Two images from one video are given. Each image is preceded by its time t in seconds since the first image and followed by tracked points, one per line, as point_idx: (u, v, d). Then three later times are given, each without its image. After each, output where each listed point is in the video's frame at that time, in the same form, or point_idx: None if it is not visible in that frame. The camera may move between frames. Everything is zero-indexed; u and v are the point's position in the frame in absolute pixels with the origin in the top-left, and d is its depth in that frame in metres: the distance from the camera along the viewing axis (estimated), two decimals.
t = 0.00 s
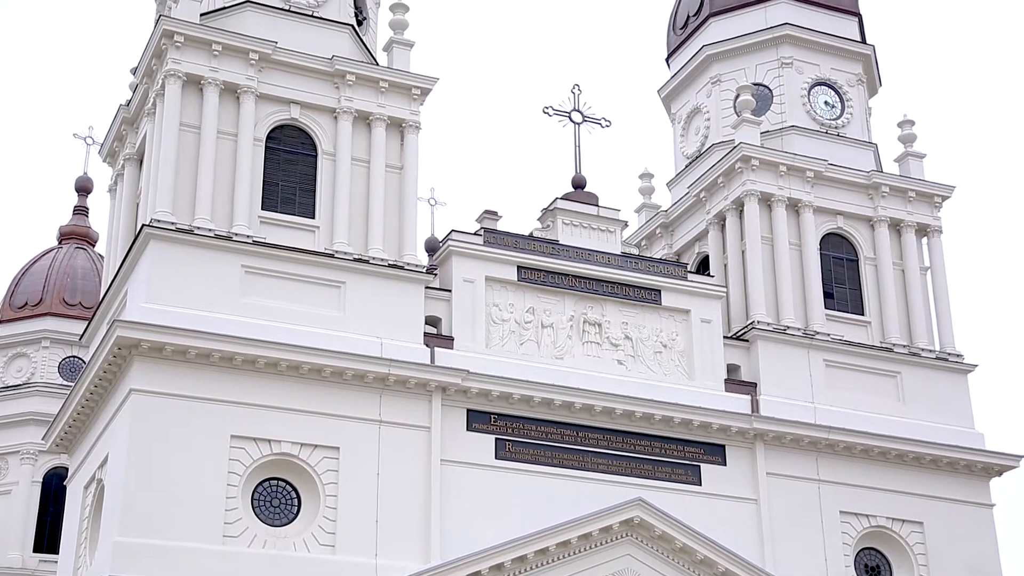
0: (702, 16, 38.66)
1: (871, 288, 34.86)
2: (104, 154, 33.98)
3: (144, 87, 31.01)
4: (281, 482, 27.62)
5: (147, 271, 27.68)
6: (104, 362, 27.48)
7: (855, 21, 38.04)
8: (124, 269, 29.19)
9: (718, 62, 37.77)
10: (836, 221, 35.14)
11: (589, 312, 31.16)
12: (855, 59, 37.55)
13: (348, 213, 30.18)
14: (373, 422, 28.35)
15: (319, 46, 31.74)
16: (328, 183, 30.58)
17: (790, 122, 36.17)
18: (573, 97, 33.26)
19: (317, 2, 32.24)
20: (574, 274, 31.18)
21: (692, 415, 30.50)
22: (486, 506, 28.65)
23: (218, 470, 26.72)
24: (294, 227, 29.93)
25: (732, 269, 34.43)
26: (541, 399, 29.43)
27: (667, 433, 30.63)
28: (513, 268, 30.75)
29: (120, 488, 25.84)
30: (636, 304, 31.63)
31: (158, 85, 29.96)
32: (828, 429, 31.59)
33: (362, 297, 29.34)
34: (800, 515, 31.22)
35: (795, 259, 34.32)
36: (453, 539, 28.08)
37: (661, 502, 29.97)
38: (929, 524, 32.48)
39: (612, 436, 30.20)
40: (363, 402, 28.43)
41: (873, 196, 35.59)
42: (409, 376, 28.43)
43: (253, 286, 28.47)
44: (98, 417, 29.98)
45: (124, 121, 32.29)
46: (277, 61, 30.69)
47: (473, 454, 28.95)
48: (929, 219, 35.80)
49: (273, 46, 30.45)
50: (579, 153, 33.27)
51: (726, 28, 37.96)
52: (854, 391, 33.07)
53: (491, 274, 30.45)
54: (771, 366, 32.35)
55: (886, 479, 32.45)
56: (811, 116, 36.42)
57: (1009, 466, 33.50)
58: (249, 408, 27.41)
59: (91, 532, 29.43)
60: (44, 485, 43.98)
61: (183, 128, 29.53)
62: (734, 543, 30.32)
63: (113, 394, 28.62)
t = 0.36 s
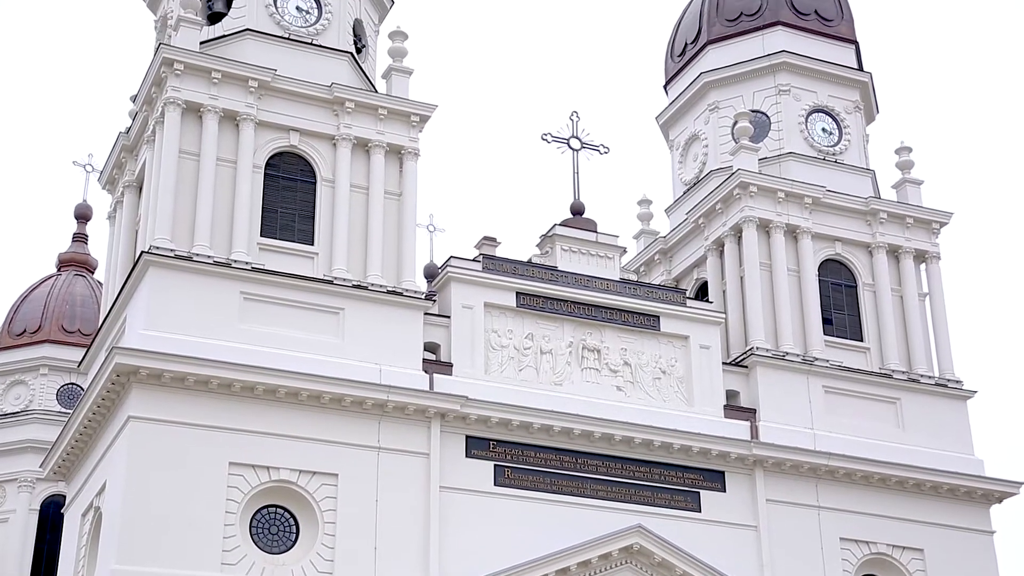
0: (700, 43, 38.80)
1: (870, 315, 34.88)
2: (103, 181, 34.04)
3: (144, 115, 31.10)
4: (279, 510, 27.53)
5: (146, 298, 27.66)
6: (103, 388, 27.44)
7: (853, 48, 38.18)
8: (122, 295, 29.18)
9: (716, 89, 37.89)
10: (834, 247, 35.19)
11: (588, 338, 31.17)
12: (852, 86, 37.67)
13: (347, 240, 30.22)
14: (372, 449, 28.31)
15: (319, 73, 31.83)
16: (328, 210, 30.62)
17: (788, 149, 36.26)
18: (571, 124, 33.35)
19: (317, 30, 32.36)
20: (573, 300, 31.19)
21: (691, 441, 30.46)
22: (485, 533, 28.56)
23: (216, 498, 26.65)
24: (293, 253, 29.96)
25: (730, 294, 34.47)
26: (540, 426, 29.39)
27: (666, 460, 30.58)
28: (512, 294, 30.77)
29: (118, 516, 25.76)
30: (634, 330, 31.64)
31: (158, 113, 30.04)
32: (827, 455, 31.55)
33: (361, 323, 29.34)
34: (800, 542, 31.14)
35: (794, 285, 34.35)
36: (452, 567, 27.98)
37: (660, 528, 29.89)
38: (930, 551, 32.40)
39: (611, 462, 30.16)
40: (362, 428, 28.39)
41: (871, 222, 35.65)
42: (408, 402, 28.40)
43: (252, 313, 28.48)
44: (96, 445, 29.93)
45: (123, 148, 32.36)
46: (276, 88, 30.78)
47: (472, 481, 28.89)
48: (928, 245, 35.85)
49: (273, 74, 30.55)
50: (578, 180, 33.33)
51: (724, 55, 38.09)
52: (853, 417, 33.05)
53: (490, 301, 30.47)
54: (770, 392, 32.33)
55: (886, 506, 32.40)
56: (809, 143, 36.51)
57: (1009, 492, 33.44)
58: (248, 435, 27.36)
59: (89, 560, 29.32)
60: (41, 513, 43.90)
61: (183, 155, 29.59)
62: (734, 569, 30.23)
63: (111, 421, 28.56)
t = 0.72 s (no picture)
0: (699, 67, 38.90)
1: (870, 339, 34.86)
2: (104, 206, 34.09)
3: (145, 139, 31.16)
4: (278, 535, 27.44)
5: (146, 323, 27.65)
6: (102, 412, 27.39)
7: (851, 73, 38.29)
8: (122, 320, 29.18)
9: (715, 113, 37.97)
10: (834, 270, 35.22)
11: (588, 361, 31.16)
12: (851, 111, 37.75)
13: (346, 264, 30.23)
14: (371, 473, 28.25)
15: (319, 97, 31.91)
16: (328, 233, 30.64)
17: (788, 173, 36.31)
18: (571, 148, 33.41)
19: (317, 54, 32.45)
20: (573, 323, 31.19)
21: (692, 465, 30.40)
22: (485, 558, 28.47)
23: (215, 522, 26.58)
24: (293, 277, 29.97)
25: (730, 318, 34.50)
26: (540, 450, 29.34)
27: (667, 484, 30.51)
28: (512, 318, 30.76)
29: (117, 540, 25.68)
30: (635, 354, 31.63)
31: (159, 137, 30.10)
32: (828, 479, 31.49)
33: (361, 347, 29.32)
34: (801, 566, 31.05)
35: (794, 309, 34.35)
36: None
37: (661, 553, 29.82)
38: None
39: (611, 487, 30.10)
40: (362, 453, 28.34)
41: (871, 246, 35.67)
42: (408, 426, 28.35)
43: (253, 337, 28.46)
44: (95, 469, 29.88)
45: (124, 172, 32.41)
46: (276, 112, 30.85)
47: (472, 505, 28.82)
48: (927, 269, 35.86)
49: (273, 98, 30.62)
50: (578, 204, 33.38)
51: (724, 80, 38.18)
52: (854, 441, 33.00)
53: (490, 324, 30.46)
54: (770, 416, 32.30)
55: (887, 531, 32.32)
56: (808, 166, 36.57)
57: (1010, 518, 33.35)
58: (248, 459, 27.30)
59: None
60: (40, 537, 43.84)
61: (183, 179, 29.62)
62: None
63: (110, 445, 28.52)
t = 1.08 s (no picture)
0: (699, 97, 39.01)
1: (870, 367, 34.84)
2: (104, 235, 34.12)
3: (146, 168, 31.21)
4: (277, 564, 27.35)
5: (146, 352, 27.62)
6: (101, 441, 27.34)
7: (850, 102, 38.41)
8: (122, 349, 29.16)
9: (715, 142, 38.06)
10: (833, 299, 35.23)
11: (588, 390, 31.12)
12: (850, 140, 37.85)
13: (346, 292, 30.24)
14: (371, 502, 28.17)
15: (319, 126, 31.99)
16: (328, 262, 30.66)
17: (787, 201, 36.37)
18: (570, 177, 33.48)
19: (317, 84, 32.55)
20: (573, 352, 31.19)
21: (692, 494, 30.34)
22: None
23: (215, 551, 26.49)
24: (293, 305, 29.96)
25: (730, 346, 34.49)
26: (540, 479, 29.27)
27: (667, 513, 30.43)
28: (512, 346, 30.75)
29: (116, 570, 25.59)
30: (635, 382, 31.60)
31: (159, 166, 30.15)
32: (829, 509, 31.42)
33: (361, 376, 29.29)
34: None
35: (794, 337, 34.34)
36: None
37: None
38: None
39: (611, 516, 30.01)
40: (362, 481, 28.26)
41: (871, 275, 35.68)
42: (408, 455, 28.30)
43: (253, 366, 28.44)
44: (93, 498, 29.81)
45: (125, 201, 32.46)
46: (277, 141, 30.92)
47: (472, 535, 28.74)
48: (927, 298, 35.88)
49: (274, 127, 30.71)
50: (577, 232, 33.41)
51: (723, 109, 38.29)
52: (855, 470, 32.93)
53: (490, 353, 30.44)
54: (771, 445, 32.25)
55: (889, 561, 32.22)
56: (808, 195, 36.63)
57: (1012, 548, 33.26)
58: (247, 488, 27.23)
59: None
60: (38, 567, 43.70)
61: (184, 208, 29.66)
62: None
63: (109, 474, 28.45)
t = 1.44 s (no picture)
0: (698, 128, 39.13)
1: (871, 399, 34.80)
2: (104, 266, 34.14)
3: (146, 200, 31.27)
4: None
5: (146, 383, 27.58)
6: (100, 473, 27.27)
7: (849, 134, 38.52)
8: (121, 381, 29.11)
9: (714, 174, 38.15)
10: (833, 330, 35.23)
11: (588, 422, 31.08)
12: (849, 172, 37.95)
13: (346, 323, 30.24)
14: (370, 534, 28.07)
15: (320, 157, 32.07)
16: (328, 293, 30.66)
17: (787, 233, 36.42)
18: (570, 208, 33.50)
19: (318, 115, 32.64)
20: (573, 383, 31.17)
21: (692, 526, 30.25)
22: None
23: None
24: (293, 336, 29.95)
25: (730, 378, 34.47)
26: (540, 510, 29.20)
27: (668, 545, 30.33)
28: (512, 377, 30.73)
29: None
30: (635, 413, 31.56)
31: (160, 198, 30.20)
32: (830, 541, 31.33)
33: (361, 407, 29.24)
34: None
35: (794, 369, 34.33)
36: None
37: None
38: None
39: (612, 548, 29.89)
40: (361, 513, 28.17)
41: (871, 306, 35.69)
42: (407, 486, 28.23)
43: (253, 398, 28.41)
44: (91, 531, 29.70)
45: (125, 233, 32.50)
46: (277, 172, 30.99)
47: (472, 567, 28.62)
48: (927, 329, 35.88)
49: (274, 158, 30.79)
50: (577, 263, 33.45)
51: (722, 140, 38.39)
52: (856, 502, 32.84)
53: (490, 384, 30.42)
54: (772, 476, 32.18)
55: None
56: (807, 226, 36.68)
57: None
58: (246, 520, 27.14)
59: None
60: None
61: (184, 240, 29.71)
62: None
63: (108, 506, 28.36)
